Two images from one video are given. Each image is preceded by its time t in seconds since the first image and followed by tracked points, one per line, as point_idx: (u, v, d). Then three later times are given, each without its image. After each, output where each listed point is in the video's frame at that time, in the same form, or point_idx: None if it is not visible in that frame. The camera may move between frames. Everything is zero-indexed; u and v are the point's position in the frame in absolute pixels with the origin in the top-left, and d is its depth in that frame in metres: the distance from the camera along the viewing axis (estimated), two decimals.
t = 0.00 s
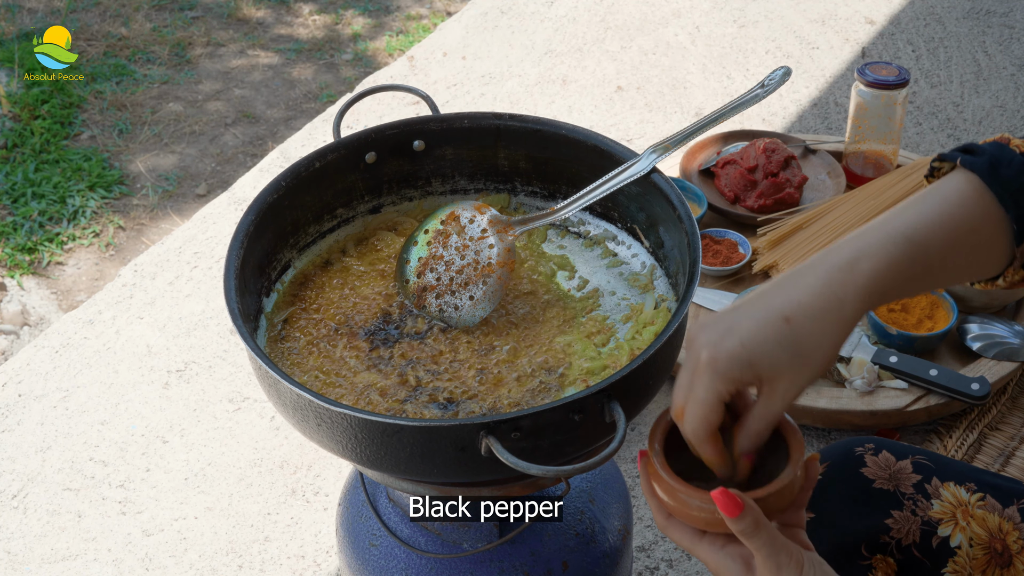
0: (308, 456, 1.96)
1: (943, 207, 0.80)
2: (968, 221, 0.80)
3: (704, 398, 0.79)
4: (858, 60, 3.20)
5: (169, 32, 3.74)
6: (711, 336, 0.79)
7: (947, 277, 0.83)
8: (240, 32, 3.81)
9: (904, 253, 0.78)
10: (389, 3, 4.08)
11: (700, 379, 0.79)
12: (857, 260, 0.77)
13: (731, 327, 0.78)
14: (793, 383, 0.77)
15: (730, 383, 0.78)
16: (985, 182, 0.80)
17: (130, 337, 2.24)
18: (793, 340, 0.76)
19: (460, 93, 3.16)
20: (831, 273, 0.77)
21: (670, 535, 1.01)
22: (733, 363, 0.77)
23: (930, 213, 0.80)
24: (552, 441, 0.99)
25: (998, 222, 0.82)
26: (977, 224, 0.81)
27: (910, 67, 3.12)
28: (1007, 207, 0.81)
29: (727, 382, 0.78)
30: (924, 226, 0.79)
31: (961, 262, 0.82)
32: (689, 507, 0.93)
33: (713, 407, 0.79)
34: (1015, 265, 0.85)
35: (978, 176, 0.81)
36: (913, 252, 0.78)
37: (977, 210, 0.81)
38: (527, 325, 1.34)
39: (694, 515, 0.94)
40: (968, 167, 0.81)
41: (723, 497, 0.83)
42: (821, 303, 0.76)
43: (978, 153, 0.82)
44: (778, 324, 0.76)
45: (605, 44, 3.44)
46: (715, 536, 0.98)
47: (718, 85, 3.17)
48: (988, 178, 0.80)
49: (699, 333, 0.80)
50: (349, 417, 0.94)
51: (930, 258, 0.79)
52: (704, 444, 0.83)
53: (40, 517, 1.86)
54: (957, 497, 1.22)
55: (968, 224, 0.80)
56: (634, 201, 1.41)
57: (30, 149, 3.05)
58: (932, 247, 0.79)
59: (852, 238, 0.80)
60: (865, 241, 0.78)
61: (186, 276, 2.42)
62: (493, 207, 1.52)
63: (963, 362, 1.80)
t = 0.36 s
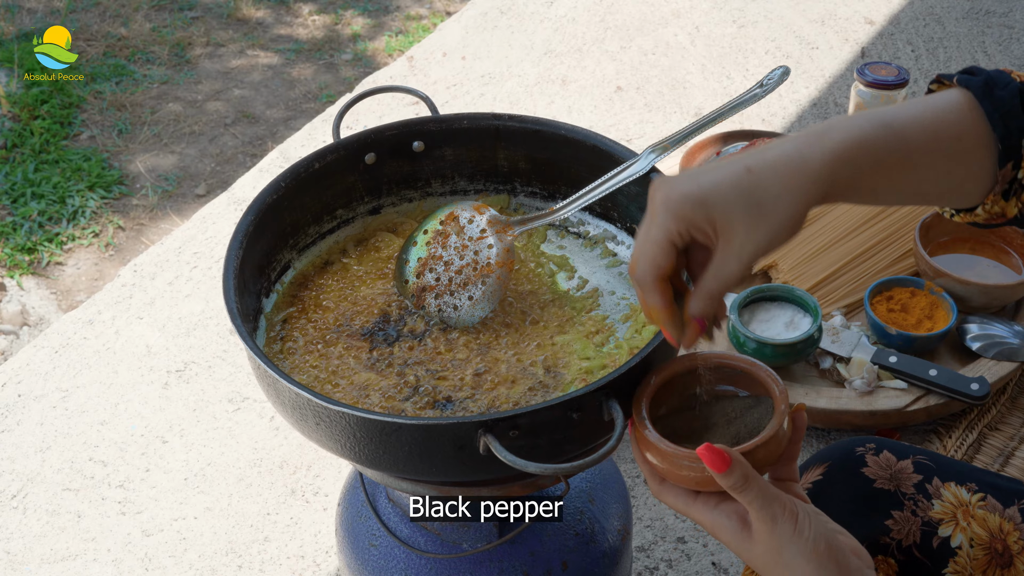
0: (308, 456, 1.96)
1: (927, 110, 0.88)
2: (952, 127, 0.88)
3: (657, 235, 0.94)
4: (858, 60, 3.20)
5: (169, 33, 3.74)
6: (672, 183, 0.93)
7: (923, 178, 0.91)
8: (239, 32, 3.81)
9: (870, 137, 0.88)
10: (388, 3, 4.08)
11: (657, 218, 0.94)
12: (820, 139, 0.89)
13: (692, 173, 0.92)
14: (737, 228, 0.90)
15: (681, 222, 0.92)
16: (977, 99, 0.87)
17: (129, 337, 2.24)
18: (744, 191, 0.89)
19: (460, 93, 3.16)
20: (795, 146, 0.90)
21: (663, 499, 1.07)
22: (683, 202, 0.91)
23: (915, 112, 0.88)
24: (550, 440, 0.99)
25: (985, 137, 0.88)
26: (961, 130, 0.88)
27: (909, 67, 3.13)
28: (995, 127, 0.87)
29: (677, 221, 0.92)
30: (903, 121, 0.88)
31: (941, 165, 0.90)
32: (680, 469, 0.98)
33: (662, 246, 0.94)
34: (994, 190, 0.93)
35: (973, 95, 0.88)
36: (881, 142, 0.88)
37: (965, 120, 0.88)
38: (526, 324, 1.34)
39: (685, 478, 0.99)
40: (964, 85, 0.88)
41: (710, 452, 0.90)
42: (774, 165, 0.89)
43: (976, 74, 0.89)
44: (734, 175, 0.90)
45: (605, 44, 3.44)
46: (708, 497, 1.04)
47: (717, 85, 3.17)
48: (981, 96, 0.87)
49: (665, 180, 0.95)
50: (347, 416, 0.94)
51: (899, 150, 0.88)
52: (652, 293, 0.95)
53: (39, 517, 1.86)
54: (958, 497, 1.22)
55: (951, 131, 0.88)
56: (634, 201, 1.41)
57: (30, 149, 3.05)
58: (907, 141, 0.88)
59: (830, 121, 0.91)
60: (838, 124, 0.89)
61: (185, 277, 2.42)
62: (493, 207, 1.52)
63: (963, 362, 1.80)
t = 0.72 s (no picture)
0: (307, 456, 1.96)
1: (802, 57, 0.87)
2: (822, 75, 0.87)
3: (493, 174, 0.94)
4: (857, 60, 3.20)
5: (168, 33, 3.73)
6: (513, 121, 0.92)
7: (790, 129, 0.90)
8: (238, 32, 3.81)
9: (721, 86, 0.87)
10: (387, 3, 4.07)
11: (494, 159, 0.94)
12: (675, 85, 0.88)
13: (531, 114, 0.91)
14: (569, 173, 0.90)
15: (516, 164, 0.92)
16: (869, 54, 0.86)
17: (128, 337, 2.24)
18: (580, 140, 0.89)
19: (459, 93, 3.16)
20: (642, 91, 0.89)
21: None
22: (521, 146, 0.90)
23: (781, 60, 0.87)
24: (550, 442, 0.99)
25: (859, 92, 0.87)
26: (829, 79, 0.86)
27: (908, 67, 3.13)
28: (876, 86, 0.86)
29: (511, 165, 0.92)
30: (763, 70, 0.87)
31: (817, 116, 0.89)
32: None
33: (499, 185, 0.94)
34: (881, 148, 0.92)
35: (866, 46, 0.86)
36: (733, 90, 0.87)
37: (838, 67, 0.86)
38: (525, 324, 1.34)
39: None
40: (864, 34, 0.86)
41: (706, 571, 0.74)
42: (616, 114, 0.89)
43: (881, 23, 0.86)
44: (570, 123, 0.89)
45: (604, 44, 3.44)
46: None
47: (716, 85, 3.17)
48: (874, 51, 0.85)
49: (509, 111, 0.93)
50: (347, 417, 0.94)
51: (756, 100, 0.88)
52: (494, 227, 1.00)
53: (39, 517, 1.86)
54: (956, 497, 1.22)
55: (831, 85, 0.87)
56: (632, 201, 1.41)
57: (29, 149, 3.05)
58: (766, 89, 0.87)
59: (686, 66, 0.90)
60: (691, 71, 0.89)
61: (184, 277, 2.41)
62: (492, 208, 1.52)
63: (962, 362, 1.80)
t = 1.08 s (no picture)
0: (305, 456, 1.96)
1: (693, 105, 0.83)
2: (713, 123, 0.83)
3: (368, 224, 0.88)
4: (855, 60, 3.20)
5: (166, 33, 3.74)
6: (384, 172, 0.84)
7: (683, 180, 0.86)
8: (237, 32, 3.81)
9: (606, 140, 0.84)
10: (386, 3, 4.08)
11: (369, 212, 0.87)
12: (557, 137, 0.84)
13: (400, 162, 0.84)
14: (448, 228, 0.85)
15: (386, 219, 0.86)
16: (764, 102, 0.83)
17: (126, 338, 2.24)
18: (456, 192, 0.83)
19: (457, 93, 3.16)
20: (521, 142, 0.84)
21: None
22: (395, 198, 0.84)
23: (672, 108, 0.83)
24: (548, 442, 0.99)
25: (754, 142, 0.84)
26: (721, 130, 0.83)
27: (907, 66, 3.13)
28: (773, 134, 0.83)
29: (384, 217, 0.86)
30: (652, 121, 0.83)
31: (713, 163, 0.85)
32: None
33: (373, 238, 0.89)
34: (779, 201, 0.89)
35: (762, 95, 0.83)
36: (616, 141, 0.84)
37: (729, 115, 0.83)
38: (522, 325, 1.34)
39: None
40: (759, 81, 0.83)
41: None
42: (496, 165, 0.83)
43: (777, 71, 0.84)
44: (445, 174, 0.83)
45: (602, 44, 3.44)
46: None
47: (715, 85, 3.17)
48: (770, 100, 0.83)
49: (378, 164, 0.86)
50: (345, 417, 0.94)
51: (644, 151, 0.84)
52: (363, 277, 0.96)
53: (37, 518, 1.86)
54: (948, 500, 1.23)
55: (722, 132, 0.83)
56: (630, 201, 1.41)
57: (27, 150, 3.05)
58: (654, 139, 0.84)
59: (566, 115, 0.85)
60: (572, 121, 0.84)
61: (182, 277, 2.41)
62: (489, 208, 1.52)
63: (960, 362, 1.81)
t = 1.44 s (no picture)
0: (304, 456, 1.96)
1: (732, 64, 0.93)
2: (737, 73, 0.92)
3: (402, 50, 0.92)
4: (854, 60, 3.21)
5: (165, 33, 3.73)
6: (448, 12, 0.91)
7: (686, 123, 0.95)
8: (236, 32, 3.81)
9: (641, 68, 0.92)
10: (385, 3, 4.07)
11: (415, 34, 0.91)
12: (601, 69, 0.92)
13: (473, 17, 0.91)
14: (473, 95, 0.93)
15: (432, 50, 0.91)
16: (799, 63, 0.92)
17: (126, 338, 2.24)
18: (509, 67, 0.91)
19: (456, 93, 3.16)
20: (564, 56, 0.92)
21: None
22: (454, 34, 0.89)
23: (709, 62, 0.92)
24: (547, 442, 0.99)
25: (788, 108, 0.93)
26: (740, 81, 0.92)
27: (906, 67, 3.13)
28: (807, 96, 0.92)
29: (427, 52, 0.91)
30: (692, 66, 0.92)
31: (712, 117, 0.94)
32: None
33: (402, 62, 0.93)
34: (802, 167, 0.97)
35: (796, 60, 0.93)
36: (655, 79, 0.92)
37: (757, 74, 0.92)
38: (522, 324, 1.34)
39: None
40: (794, 47, 0.93)
41: None
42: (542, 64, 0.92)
43: (811, 40, 0.94)
44: (506, 51, 0.90)
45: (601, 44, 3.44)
46: None
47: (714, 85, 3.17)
48: (805, 62, 0.92)
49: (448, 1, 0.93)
50: (345, 417, 0.94)
51: (672, 93, 0.93)
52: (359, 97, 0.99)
53: (36, 518, 1.85)
54: (943, 499, 1.23)
55: (755, 90, 0.93)
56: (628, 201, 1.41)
57: (26, 150, 3.05)
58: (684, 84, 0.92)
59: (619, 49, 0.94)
60: (623, 53, 0.93)
61: (182, 277, 2.41)
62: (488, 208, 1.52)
63: (959, 361, 1.81)
